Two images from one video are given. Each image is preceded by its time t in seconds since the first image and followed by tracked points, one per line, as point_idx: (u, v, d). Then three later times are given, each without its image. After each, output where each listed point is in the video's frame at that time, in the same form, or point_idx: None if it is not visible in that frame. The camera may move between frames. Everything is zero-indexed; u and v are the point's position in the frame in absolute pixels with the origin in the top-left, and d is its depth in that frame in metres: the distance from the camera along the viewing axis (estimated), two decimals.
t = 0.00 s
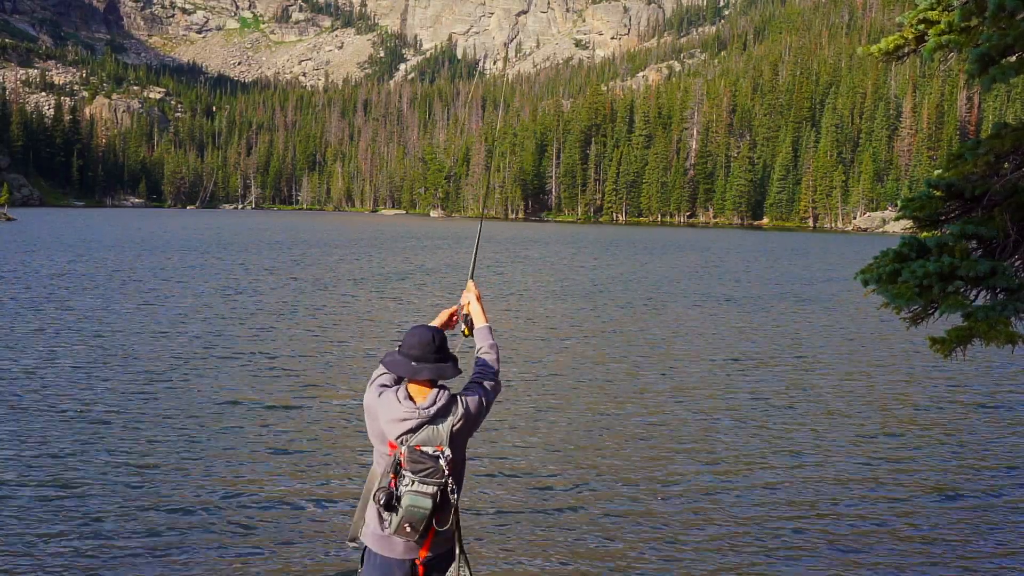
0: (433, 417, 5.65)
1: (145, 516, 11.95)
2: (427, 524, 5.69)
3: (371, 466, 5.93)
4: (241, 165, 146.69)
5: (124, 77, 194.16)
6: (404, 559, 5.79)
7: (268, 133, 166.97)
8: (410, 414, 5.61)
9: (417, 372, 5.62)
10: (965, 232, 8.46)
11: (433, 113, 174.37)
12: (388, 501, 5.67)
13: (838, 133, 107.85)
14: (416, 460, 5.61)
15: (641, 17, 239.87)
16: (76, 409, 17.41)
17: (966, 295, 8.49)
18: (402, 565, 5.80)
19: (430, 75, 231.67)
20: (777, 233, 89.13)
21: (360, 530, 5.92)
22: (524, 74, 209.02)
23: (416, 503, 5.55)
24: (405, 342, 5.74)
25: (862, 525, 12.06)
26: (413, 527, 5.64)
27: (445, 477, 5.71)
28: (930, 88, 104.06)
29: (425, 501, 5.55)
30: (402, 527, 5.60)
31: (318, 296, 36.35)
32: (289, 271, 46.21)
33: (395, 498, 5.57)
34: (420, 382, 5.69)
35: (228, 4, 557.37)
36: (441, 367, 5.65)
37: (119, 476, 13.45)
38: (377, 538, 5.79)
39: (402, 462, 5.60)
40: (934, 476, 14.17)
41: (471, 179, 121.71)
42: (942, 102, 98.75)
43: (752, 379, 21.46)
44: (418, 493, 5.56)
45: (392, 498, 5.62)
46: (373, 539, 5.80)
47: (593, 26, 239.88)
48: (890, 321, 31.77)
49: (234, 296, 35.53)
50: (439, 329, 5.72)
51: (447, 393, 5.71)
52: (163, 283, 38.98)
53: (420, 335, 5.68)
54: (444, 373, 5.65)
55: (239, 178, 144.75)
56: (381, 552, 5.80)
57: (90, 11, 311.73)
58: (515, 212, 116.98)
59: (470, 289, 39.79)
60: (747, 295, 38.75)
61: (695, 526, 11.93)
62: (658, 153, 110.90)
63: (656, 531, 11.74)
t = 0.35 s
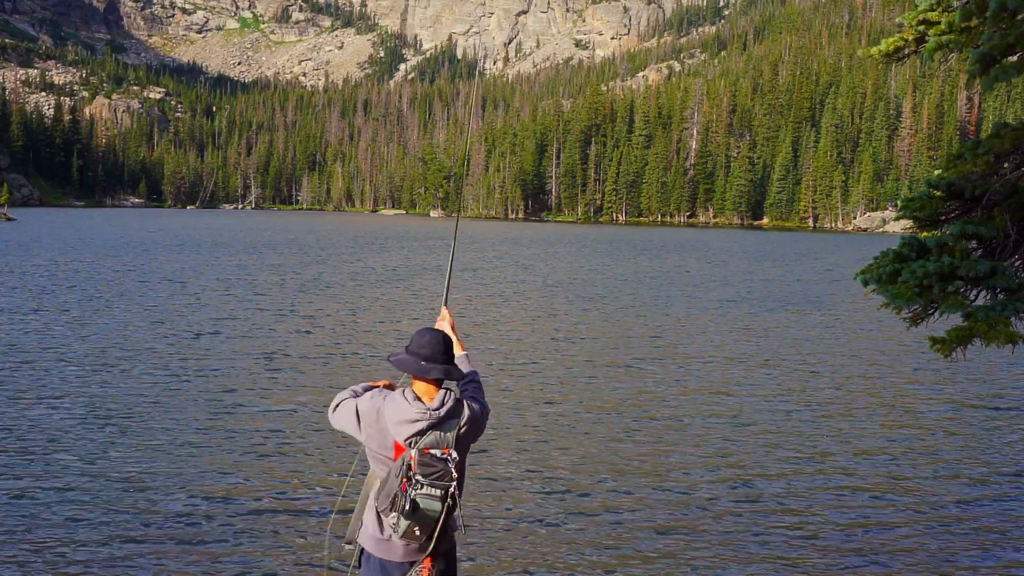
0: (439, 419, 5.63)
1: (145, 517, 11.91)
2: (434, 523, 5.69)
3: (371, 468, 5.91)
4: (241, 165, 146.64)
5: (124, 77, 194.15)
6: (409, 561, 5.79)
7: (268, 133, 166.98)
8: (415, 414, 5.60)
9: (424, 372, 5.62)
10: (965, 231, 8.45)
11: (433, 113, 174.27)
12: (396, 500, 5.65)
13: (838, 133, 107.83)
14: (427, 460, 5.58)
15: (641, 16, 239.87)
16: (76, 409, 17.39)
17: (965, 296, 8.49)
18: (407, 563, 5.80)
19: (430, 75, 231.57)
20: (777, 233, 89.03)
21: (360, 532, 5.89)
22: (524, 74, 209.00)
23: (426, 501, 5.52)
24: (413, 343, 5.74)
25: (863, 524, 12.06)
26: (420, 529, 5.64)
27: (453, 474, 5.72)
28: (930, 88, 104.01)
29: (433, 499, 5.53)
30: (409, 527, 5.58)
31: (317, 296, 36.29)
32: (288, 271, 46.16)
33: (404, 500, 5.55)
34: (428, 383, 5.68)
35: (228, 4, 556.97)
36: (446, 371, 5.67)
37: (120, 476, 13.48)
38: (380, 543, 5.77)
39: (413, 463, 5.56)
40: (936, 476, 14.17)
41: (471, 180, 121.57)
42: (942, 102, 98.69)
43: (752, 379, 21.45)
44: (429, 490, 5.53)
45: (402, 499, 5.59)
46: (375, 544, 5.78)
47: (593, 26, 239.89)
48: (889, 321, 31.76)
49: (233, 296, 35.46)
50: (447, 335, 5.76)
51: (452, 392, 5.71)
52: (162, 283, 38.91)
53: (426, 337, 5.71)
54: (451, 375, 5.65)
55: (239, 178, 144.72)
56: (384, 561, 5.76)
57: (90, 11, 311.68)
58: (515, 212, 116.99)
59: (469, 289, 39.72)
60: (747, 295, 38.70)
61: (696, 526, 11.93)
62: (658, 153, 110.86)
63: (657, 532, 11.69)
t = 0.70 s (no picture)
0: (440, 427, 5.60)
1: (147, 517, 11.92)
2: (431, 527, 5.69)
3: (371, 467, 5.90)
4: (241, 165, 146.61)
5: (124, 77, 194.18)
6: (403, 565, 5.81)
7: (268, 133, 167.05)
8: (420, 418, 5.55)
9: (431, 378, 5.58)
10: (965, 232, 8.46)
11: (433, 113, 174.22)
12: (395, 503, 5.65)
13: (838, 133, 107.82)
14: (429, 466, 5.56)
15: (641, 16, 239.85)
16: (76, 409, 17.38)
17: (966, 295, 8.49)
18: (401, 564, 5.82)
19: (430, 76, 231.61)
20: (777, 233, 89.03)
21: (356, 533, 5.89)
22: (524, 74, 208.93)
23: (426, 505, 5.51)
24: (423, 347, 5.69)
25: (863, 525, 12.07)
26: (418, 531, 5.64)
27: (454, 480, 5.72)
28: (930, 88, 103.93)
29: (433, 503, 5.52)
30: (407, 531, 5.58)
31: (317, 296, 36.25)
32: (288, 271, 46.14)
33: (404, 504, 5.54)
34: (435, 390, 5.64)
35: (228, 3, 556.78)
36: (455, 376, 5.62)
37: (121, 476, 13.46)
38: (376, 546, 5.77)
39: (416, 465, 5.55)
40: (937, 476, 14.17)
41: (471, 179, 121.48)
42: (942, 102, 98.65)
43: (753, 379, 21.41)
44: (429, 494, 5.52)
45: (401, 503, 5.58)
46: (371, 547, 5.79)
47: (593, 26, 239.80)
48: (889, 320, 31.78)
49: (233, 296, 35.43)
50: (459, 338, 5.70)
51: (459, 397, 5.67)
52: (163, 283, 38.87)
53: (436, 342, 5.65)
54: (459, 381, 5.61)
55: (239, 178, 144.70)
56: (380, 562, 5.77)
57: (90, 11, 311.65)
58: (515, 212, 117.13)
59: (469, 289, 39.74)
60: (747, 295, 38.65)
61: (697, 526, 11.92)
62: (658, 153, 110.80)
63: (659, 532, 11.72)
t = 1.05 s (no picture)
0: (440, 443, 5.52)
1: (145, 519, 11.85)
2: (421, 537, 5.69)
3: (365, 475, 5.90)
4: (241, 165, 146.59)
5: (124, 77, 194.15)
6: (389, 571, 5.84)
7: (268, 133, 167.02)
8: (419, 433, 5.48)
9: (437, 392, 5.52)
10: (965, 231, 8.43)
11: (433, 113, 174.23)
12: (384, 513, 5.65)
13: (838, 133, 107.72)
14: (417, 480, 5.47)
15: (641, 16, 239.71)
16: (75, 409, 17.33)
17: (966, 295, 8.47)
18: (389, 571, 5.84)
19: (430, 76, 231.70)
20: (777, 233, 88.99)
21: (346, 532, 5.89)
22: (524, 74, 208.84)
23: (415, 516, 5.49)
24: (431, 357, 5.60)
25: (864, 522, 12.05)
26: (406, 540, 5.65)
27: (450, 494, 5.69)
28: (930, 88, 103.89)
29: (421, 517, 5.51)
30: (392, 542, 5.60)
31: (317, 296, 36.20)
32: (288, 271, 46.10)
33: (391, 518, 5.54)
34: (442, 403, 5.57)
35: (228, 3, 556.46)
36: (460, 393, 5.52)
37: (117, 478, 13.39)
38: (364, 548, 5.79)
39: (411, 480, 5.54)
40: (939, 476, 14.09)
41: (471, 179, 121.49)
42: (942, 102, 98.59)
43: (753, 379, 21.41)
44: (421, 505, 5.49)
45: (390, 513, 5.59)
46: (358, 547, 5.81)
47: (593, 26, 239.52)
48: (888, 320, 31.78)
49: (232, 296, 35.37)
50: (466, 352, 5.62)
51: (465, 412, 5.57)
52: (163, 283, 38.82)
53: (445, 354, 5.55)
54: (464, 397, 5.51)
55: (239, 178, 144.67)
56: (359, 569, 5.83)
57: (90, 11, 311.72)
58: (515, 212, 117.19)
59: (469, 289, 39.69)
60: (747, 295, 38.61)
61: (697, 526, 11.91)
62: (658, 153, 110.84)
63: (660, 532, 11.67)
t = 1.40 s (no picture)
0: (427, 434, 5.60)
1: (143, 523, 11.86)
2: (478, 518, 5.65)
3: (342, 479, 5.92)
4: (242, 166, 146.62)
5: (124, 78, 194.27)
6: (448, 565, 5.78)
7: (268, 133, 167.08)
8: (395, 430, 5.54)
9: (387, 393, 5.59)
10: (963, 232, 8.45)
11: (433, 113, 174.23)
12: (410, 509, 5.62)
13: (838, 133, 107.71)
14: (446, 458, 5.47)
15: (640, 16, 239.73)
16: (78, 411, 17.36)
17: (966, 295, 8.47)
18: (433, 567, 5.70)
19: (430, 76, 231.68)
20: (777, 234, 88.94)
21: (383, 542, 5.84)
22: (524, 74, 208.83)
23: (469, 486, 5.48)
24: (368, 371, 5.67)
25: (865, 525, 12.06)
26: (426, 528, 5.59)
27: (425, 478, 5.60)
28: (929, 88, 103.88)
29: (471, 490, 5.50)
30: (455, 526, 5.53)
31: (317, 296, 36.23)
32: (288, 271, 46.09)
33: (427, 503, 5.52)
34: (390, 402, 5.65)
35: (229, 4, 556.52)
36: (410, 393, 5.63)
37: (115, 482, 13.39)
38: (413, 546, 5.72)
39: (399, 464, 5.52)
40: (936, 477, 14.10)
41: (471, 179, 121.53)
42: (941, 102, 98.48)
43: (753, 379, 21.43)
44: (468, 478, 5.50)
45: (416, 504, 5.57)
46: (411, 550, 5.71)
47: (592, 27, 239.50)
48: (887, 320, 31.79)
49: (233, 296, 35.40)
50: (406, 355, 5.72)
51: (427, 403, 5.67)
52: (164, 283, 38.83)
53: (382, 360, 5.65)
54: (415, 394, 5.63)
55: (239, 178, 144.67)
56: (431, 568, 5.74)
57: (91, 12, 311.87)
58: (515, 212, 117.30)
59: (470, 289, 39.70)
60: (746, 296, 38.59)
61: (696, 527, 11.94)
62: (658, 154, 110.90)
63: (662, 535, 11.69)
